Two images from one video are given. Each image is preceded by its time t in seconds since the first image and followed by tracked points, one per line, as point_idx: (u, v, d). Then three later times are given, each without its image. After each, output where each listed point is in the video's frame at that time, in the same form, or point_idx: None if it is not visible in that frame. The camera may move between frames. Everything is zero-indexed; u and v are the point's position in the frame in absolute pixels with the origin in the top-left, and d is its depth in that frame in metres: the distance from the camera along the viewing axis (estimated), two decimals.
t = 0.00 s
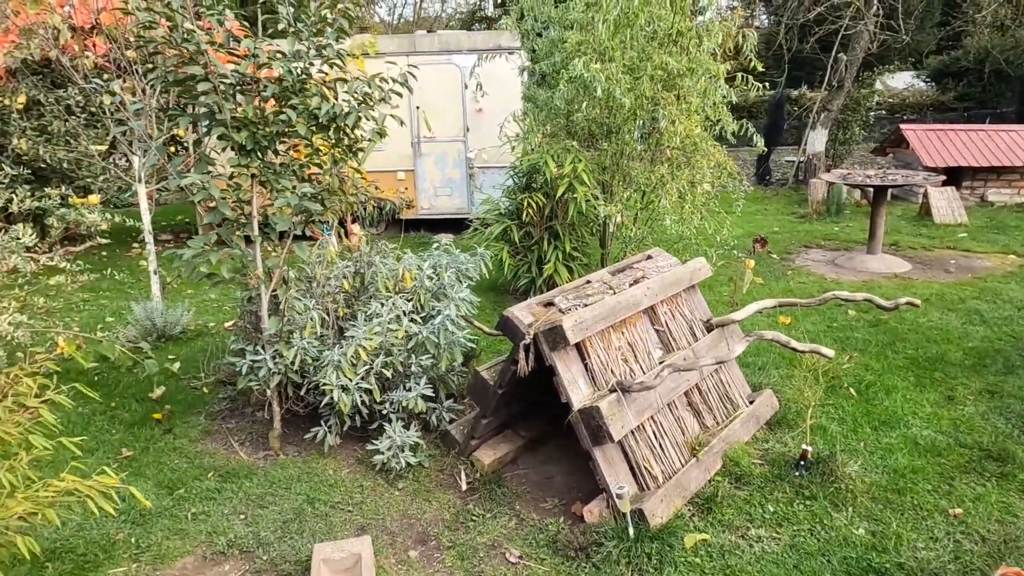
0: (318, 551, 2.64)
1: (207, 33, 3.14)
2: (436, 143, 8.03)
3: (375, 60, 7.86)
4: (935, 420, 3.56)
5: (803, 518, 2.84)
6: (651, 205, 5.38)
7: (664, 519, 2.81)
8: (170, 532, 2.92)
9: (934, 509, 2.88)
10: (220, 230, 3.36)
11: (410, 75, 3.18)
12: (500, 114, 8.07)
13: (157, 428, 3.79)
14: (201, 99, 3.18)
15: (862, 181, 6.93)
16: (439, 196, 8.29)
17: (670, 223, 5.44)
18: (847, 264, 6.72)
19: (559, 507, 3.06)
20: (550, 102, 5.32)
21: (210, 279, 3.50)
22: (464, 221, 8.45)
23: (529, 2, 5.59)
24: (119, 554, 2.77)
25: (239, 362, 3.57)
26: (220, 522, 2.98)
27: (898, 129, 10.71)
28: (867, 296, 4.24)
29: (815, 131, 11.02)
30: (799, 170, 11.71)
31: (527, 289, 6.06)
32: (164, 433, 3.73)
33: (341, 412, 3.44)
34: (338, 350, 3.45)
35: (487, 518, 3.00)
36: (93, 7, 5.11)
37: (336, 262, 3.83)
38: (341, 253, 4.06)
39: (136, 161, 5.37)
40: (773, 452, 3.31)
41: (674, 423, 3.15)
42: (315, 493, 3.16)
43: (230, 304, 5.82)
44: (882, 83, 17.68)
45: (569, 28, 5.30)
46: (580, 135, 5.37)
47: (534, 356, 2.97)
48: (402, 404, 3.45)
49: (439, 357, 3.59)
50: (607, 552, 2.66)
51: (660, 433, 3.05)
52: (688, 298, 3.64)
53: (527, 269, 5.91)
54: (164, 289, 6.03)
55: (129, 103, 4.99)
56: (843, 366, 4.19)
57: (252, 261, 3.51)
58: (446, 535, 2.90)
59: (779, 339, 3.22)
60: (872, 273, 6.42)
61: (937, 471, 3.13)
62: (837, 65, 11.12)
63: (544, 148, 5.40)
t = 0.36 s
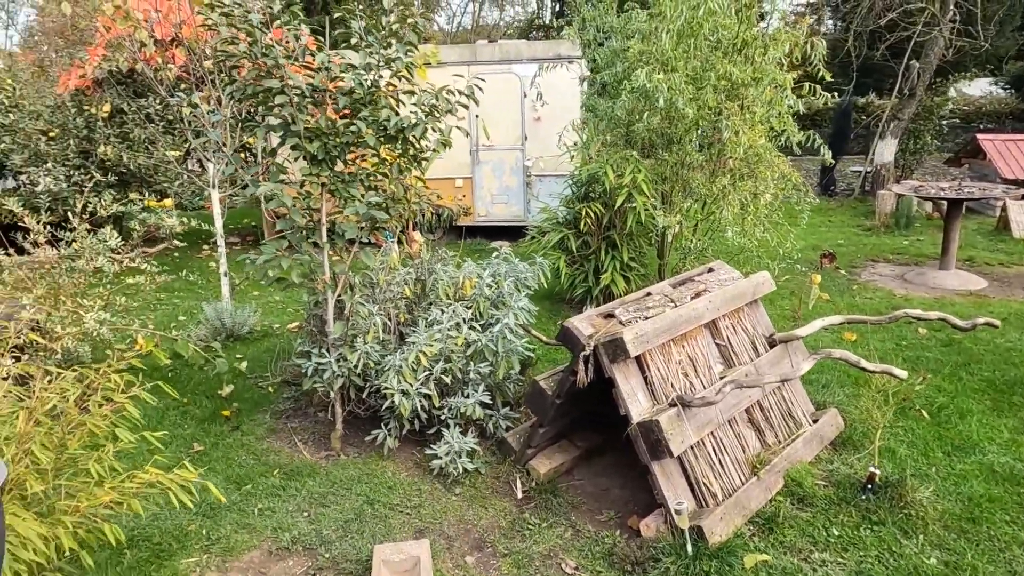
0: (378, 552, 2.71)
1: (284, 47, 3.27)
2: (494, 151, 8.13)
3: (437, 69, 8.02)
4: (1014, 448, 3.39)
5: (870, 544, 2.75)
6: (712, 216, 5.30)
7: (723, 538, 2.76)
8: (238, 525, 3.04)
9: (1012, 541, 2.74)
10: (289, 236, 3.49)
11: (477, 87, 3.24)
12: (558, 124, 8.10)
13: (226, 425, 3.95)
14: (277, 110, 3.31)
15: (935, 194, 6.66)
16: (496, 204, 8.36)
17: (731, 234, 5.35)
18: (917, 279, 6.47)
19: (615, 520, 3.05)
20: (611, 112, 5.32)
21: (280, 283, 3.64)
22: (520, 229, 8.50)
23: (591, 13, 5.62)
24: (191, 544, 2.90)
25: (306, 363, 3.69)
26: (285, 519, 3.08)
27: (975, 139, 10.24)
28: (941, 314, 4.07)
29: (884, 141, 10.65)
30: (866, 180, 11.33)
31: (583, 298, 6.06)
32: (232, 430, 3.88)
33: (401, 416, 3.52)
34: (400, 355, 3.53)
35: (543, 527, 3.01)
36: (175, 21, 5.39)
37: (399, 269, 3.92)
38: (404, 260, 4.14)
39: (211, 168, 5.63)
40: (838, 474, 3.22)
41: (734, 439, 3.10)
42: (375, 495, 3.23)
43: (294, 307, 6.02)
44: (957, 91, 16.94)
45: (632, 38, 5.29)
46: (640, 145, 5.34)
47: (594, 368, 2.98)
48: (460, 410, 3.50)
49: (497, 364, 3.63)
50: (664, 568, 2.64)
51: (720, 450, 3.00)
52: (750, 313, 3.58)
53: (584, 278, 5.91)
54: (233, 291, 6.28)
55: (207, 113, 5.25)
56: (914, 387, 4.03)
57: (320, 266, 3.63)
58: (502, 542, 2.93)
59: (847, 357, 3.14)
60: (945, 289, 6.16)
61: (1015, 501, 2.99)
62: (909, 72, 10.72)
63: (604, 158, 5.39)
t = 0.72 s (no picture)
0: (435, 555, 2.76)
1: (353, 59, 3.38)
2: (550, 159, 8.15)
3: (496, 79, 8.12)
4: None
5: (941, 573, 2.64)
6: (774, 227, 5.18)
7: (784, 559, 2.69)
8: (300, 523, 3.13)
9: None
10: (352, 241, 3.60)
11: (540, 98, 3.27)
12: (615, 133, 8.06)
13: (288, 424, 4.08)
14: (345, 120, 3.42)
15: (1013, 207, 6.34)
16: (551, 212, 8.35)
17: (794, 247, 5.23)
18: (992, 297, 6.17)
19: (672, 535, 3.01)
20: (670, 122, 5.27)
21: (343, 288, 3.74)
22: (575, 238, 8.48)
23: (652, 22, 5.59)
24: (255, 539, 3.00)
25: (366, 367, 3.78)
26: (344, 518, 3.16)
27: None
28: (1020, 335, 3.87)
29: (957, 151, 10.21)
30: (937, 192, 10.88)
31: (639, 308, 6.01)
32: (294, 429, 4.01)
33: (457, 422, 3.56)
34: (458, 361, 3.58)
35: (598, 538, 3.00)
36: (247, 34, 5.58)
37: (457, 276, 3.97)
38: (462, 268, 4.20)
39: (278, 175, 5.83)
40: (906, 498, 3.10)
41: (796, 458, 3.02)
42: (431, 498, 3.28)
43: (353, 311, 6.17)
44: None
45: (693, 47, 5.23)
46: (700, 155, 5.27)
47: (652, 380, 2.95)
48: (516, 417, 3.52)
49: (553, 373, 3.64)
50: None
51: (781, 468, 2.94)
52: (814, 328, 3.49)
53: (640, 289, 5.86)
54: (295, 294, 6.48)
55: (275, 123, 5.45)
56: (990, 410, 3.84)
57: (382, 272, 3.72)
58: (556, 552, 2.93)
59: (918, 377, 3.02)
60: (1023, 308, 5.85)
61: None
62: (985, 79, 10.25)
63: (663, 168, 5.34)
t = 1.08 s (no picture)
0: (490, 561, 2.78)
1: (417, 70, 3.45)
2: (604, 168, 8.14)
3: (552, 87, 8.15)
4: None
5: None
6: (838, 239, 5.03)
7: None
8: (357, 523, 3.19)
9: None
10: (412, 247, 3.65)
11: (601, 107, 3.27)
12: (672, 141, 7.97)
13: (345, 425, 4.17)
14: (408, 129, 3.50)
15: None
16: (604, 220, 8.34)
17: (858, 260, 5.07)
18: None
19: (729, 552, 2.96)
20: (729, 130, 5.18)
21: (401, 294, 3.82)
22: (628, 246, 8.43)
23: (712, 30, 5.52)
24: (314, 536, 3.08)
25: (422, 371, 3.83)
26: (400, 520, 3.21)
27: None
28: None
29: None
30: (1011, 204, 10.37)
31: (694, 319, 5.92)
32: (351, 431, 4.10)
33: (512, 429, 3.58)
34: (513, 368, 3.60)
35: (653, 552, 2.97)
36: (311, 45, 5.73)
37: (513, 284, 3.99)
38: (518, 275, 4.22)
39: (339, 182, 5.99)
40: (980, 525, 2.96)
41: (861, 478, 2.93)
42: (485, 504, 3.30)
43: (408, 316, 6.27)
44: None
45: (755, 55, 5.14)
46: (760, 165, 5.16)
47: (711, 393, 2.91)
48: (570, 426, 3.52)
49: (608, 384, 3.62)
50: None
51: (845, 488, 2.85)
52: (881, 345, 3.37)
53: (696, 300, 5.77)
54: (352, 298, 6.63)
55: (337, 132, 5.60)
56: None
57: (440, 279, 3.78)
58: (610, 563, 2.91)
59: (995, 399, 2.89)
60: None
61: None
62: None
63: (722, 177, 5.26)
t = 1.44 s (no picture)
0: (539, 569, 2.78)
1: (473, 79, 3.49)
2: (654, 175, 8.08)
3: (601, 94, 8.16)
4: None
5: None
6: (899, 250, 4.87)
7: None
8: (408, 524, 3.24)
9: None
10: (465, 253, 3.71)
11: (656, 116, 3.27)
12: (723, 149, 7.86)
13: (396, 427, 4.24)
14: (464, 138, 3.54)
15: None
16: (653, 228, 8.28)
17: (920, 272, 4.90)
18: None
19: (782, 569, 2.93)
20: (785, 138, 5.08)
21: (454, 299, 3.87)
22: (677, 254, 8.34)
23: (767, 36, 5.43)
24: (367, 536, 3.14)
25: (473, 376, 3.87)
26: (450, 524, 3.24)
27: None
28: None
29: None
30: None
31: (745, 329, 5.82)
32: (401, 433, 4.16)
33: (561, 436, 3.58)
34: (564, 376, 3.60)
35: (704, 565, 2.95)
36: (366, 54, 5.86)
37: (564, 291, 3.99)
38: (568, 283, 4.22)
39: (391, 188, 6.10)
40: None
41: (925, 498, 2.84)
42: (534, 510, 3.32)
43: (456, 321, 6.33)
44: None
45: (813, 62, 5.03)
46: (816, 173, 5.04)
47: (767, 406, 2.86)
48: (620, 435, 3.50)
49: (659, 394, 3.60)
50: None
51: (907, 507, 2.77)
52: (946, 360, 3.26)
53: (748, 310, 5.67)
54: (402, 302, 6.73)
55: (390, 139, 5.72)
56: None
57: (491, 285, 3.82)
58: None
59: None
60: None
61: None
62: None
63: (777, 186, 5.16)
